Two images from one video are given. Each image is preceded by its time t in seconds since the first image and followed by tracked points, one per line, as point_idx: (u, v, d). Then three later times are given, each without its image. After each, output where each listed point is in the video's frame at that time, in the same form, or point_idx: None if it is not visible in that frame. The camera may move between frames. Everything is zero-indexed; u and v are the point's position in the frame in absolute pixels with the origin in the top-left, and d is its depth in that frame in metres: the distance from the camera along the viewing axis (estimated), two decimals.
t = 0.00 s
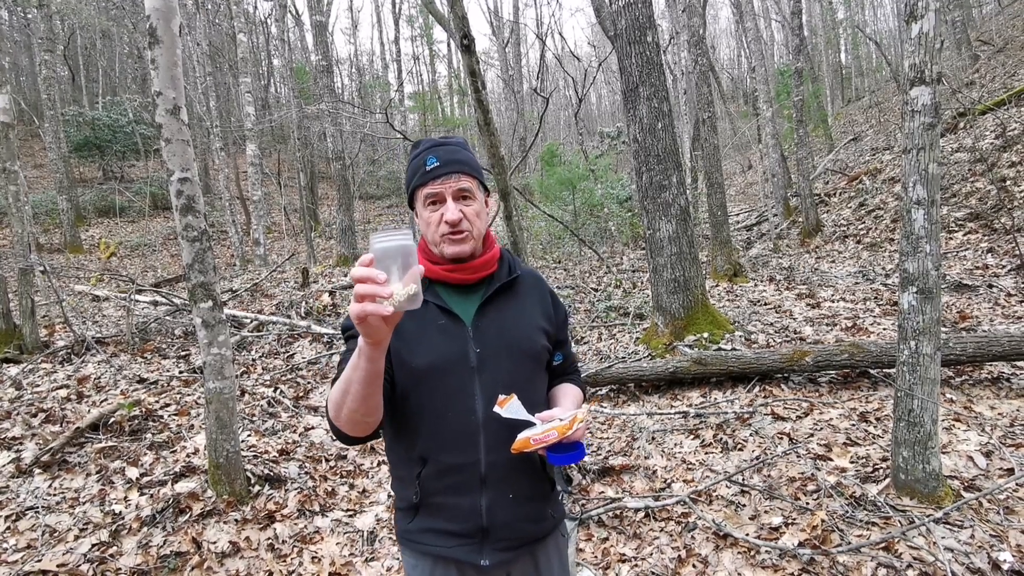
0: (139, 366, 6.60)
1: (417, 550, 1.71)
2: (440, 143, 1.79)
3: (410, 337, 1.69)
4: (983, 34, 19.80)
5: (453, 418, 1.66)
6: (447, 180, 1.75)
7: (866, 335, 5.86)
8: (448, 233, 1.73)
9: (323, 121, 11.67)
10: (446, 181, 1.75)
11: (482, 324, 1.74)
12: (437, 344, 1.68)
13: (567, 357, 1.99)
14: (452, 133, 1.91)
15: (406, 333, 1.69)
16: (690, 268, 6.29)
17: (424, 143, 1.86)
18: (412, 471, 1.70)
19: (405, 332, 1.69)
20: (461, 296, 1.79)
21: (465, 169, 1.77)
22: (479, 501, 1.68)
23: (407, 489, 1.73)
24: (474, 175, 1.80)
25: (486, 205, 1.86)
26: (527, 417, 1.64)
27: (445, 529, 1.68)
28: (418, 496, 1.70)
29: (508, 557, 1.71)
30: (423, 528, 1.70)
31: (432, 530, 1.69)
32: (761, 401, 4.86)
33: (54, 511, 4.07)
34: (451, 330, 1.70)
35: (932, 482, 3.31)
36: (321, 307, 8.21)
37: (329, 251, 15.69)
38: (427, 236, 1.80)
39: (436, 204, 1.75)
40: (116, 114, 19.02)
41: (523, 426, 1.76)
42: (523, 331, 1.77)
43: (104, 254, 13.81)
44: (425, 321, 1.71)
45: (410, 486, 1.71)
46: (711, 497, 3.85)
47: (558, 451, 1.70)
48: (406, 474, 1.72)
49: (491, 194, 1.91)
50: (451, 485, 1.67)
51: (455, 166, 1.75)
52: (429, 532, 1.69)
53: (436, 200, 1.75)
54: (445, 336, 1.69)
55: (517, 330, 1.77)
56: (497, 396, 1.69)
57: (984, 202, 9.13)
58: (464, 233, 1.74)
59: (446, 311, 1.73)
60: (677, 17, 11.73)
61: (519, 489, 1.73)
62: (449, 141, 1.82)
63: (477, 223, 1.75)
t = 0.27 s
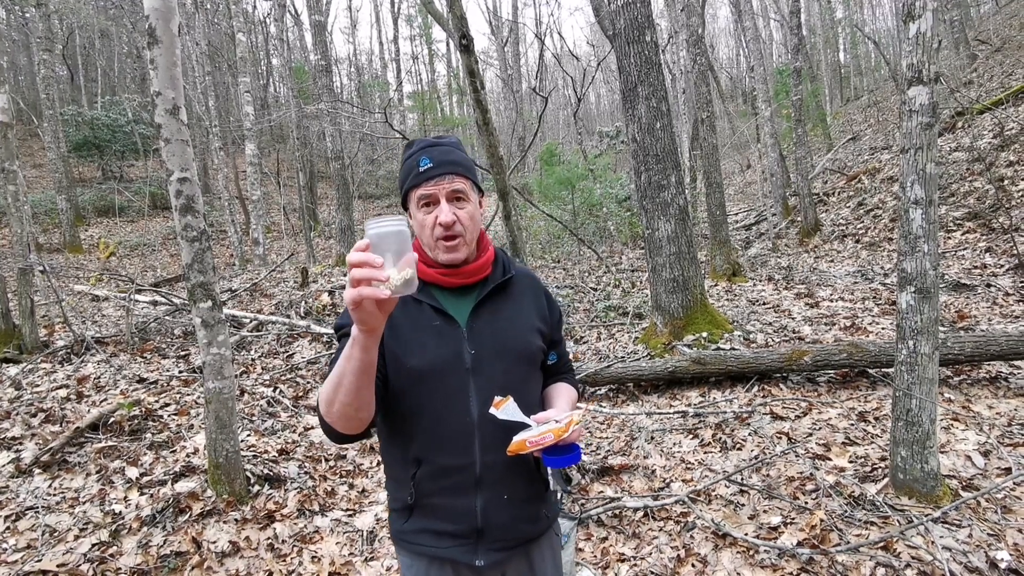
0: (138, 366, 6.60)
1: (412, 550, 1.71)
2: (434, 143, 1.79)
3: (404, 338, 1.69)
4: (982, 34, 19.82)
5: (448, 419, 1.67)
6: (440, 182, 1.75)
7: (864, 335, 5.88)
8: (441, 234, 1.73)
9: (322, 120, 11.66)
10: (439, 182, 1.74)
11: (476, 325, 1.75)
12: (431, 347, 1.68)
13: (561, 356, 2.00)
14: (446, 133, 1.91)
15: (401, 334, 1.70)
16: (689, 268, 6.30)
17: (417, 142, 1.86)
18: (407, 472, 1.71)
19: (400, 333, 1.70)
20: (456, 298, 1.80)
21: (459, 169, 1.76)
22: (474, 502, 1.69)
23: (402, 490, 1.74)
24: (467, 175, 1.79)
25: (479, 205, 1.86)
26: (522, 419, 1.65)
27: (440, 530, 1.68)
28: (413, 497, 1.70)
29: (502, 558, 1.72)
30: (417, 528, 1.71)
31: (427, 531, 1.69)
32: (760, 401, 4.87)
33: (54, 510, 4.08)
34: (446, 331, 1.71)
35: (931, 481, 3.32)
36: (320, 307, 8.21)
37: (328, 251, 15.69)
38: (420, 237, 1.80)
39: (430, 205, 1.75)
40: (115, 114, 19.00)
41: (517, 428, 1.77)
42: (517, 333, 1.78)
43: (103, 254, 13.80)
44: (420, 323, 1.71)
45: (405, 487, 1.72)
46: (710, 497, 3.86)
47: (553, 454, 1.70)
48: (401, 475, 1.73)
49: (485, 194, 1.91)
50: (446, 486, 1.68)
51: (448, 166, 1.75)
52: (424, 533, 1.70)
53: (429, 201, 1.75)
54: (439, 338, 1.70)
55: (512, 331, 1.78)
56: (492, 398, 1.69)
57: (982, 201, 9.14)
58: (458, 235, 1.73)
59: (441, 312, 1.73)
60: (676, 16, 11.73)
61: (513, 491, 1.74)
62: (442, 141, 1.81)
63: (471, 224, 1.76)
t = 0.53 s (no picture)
0: (138, 366, 6.60)
1: (407, 549, 1.71)
2: (428, 145, 1.78)
3: (401, 339, 1.69)
4: (982, 34, 19.81)
5: (444, 420, 1.67)
6: (435, 183, 1.74)
7: (864, 335, 5.87)
8: (436, 236, 1.72)
9: (322, 120, 11.65)
10: (435, 184, 1.74)
11: (473, 326, 1.74)
12: (428, 347, 1.68)
13: (558, 355, 1.99)
14: (442, 135, 1.90)
15: (397, 335, 1.70)
16: (689, 268, 6.30)
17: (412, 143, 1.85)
18: (402, 472, 1.71)
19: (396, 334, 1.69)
20: (452, 298, 1.79)
21: (454, 171, 1.76)
22: (470, 502, 1.69)
23: (397, 489, 1.73)
24: (463, 177, 1.78)
25: (475, 207, 1.86)
26: (517, 421, 1.65)
27: (435, 529, 1.68)
28: (408, 496, 1.70)
29: (497, 557, 1.72)
30: (413, 527, 1.71)
31: (422, 530, 1.69)
32: (759, 401, 4.86)
33: (53, 510, 4.07)
34: (442, 332, 1.71)
35: (930, 481, 3.32)
36: (320, 307, 8.21)
37: (328, 250, 15.68)
38: (416, 239, 1.79)
39: (425, 207, 1.75)
40: (115, 113, 19.00)
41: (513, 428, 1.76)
42: (514, 334, 1.78)
43: (103, 253, 13.80)
44: (417, 323, 1.71)
45: (401, 486, 1.72)
46: (709, 497, 3.86)
47: (548, 457, 1.69)
48: (397, 474, 1.72)
49: (481, 195, 1.90)
50: (441, 486, 1.68)
51: (443, 169, 1.74)
52: (419, 532, 1.70)
53: (424, 203, 1.74)
54: (436, 339, 1.70)
55: (508, 332, 1.77)
56: (488, 399, 1.69)
57: (982, 201, 9.14)
58: (453, 237, 1.73)
59: (437, 313, 1.73)
60: (677, 16, 11.73)
61: (509, 491, 1.74)
62: (437, 142, 1.81)
63: (466, 225, 1.75)
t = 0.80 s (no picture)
0: (138, 365, 6.60)
1: (404, 550, 1.72)
2: (428, 148, 1.79)
3: (399, 343, 1.69)
4: (982, 34, 19.84)
5: (443, 424, 1.67)
6: (435, 187, 1.74)
7: (864, 335, 5.88)
8: (436, 240, 1.73)
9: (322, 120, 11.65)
10: (435, 188, 1.74)
11: (471, 330, 1.75)
12: (427, 351, 1.68)
13: (555, 358, 2.00)
14: (441, 137, 1.91)
15: (396, 338, 1.70)
16: (689, 268, 6.30)
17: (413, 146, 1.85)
18: (400, 474, 1.71)
19: (396, 337, 1.69)
20: (450, 302, 1.80)
21: (454, 176, 1.76)
22: (467, 505, 1.69)
23: (395, 490, 1.73)
24: (463, 181, 1.79)
25: (475, 210, 1.86)
26: (514, 427, 1.65)
27: (432, 531, 1.69)
28: (406, 498, 1.71)
29: (494, 559, 1.72)
30: (410, 528, 1.71)
31: (419, 531, 1.70)
32: (759, 401, 4.87)
33: (53, 510, 4.08)
34: (441, 335, 1.71)
35: (929, 482, 3.32)
36: (320, 306, 8.21)
37: (328, 250, 15.68)
38: (415, 242, 1.80)
39: (424, 211, 1.75)
40: (115, 113, 18.99)
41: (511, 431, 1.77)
42: (511, 338, 1.78)
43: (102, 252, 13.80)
44: (416, 327, 1.71)
45: (399, 488, 1.72)
46: (708, 497, 3.86)
47: (545, 462, 1.69)
48: (395, 476, 1.73)
49: (480, 199, 1.91)
50: (439, 489, 1.69)
51: (443, 173, 1.75)
52: (417, 533, 1.70)
53: (424, 207, 1.75)
54: (434, 342, 1.70)
55: (506, 336, 1.78)
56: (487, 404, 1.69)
57: (982, 202, 9.14)
58: (453, 239, 1.74)
59: (436, 317, 1.73)
60: (677, 17, 11.73)
61: (506, 495, 1.74)
62: (437, 145, 1.81)
63: (466, 229, 1.76)
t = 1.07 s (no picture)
0: (138, 366, 6.60)
1: (404, 550, 1.71)
2: (429, 147, 1.79)
3: (400, 342, 1.69)
4: (982, 35, 19.84)
5: (443, 423, 1.67)
6: (437, 187, 1.75)
7: (863, 336, 5.88)
8: (437, 238, 1.73)
9: (322, 120, 11.65)
10: (436, 188, 1.75)
11: (471, 330, 1.75)
12: (427, 351, 1.68)
13: (555, 358, 2.00)
14: (442, 137, 1.91)
15: (396, 338, 1.70)
16: (689, 268, 6.30)
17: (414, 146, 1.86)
18: (400, 474, 1.71)
19: (395, 338, 1.70)
20: (450, 301, 1.80)
21: (455, 176, 1.77)
22: (467, 505, 1.69)
23: (395, 491, 1.73)
24: (464, 181, 1.79)
25: (476, 210, 1.86)
26: (515, 426, 1.65)
27: (432, 531, 1.69)
28: (406, 498, 1.70)
29: (494, 559, 1.72)
30: (410, 529, 1.71)
31: (419, 531, 1.70)
32: (759, 401, 4.87)
33: (53, 510, 4.08)
34: (441, 335, 1.71)
35: (929, 482, 3.33)
36: (320, 307, 8.21)
37: (328, 251, 15.69)
38: (416, 242, 1.80)
39: (425, 210, 1.76)
40: (115, 113, 19.00)
41: (511, 431, 1.77)
42: (511, 338, 1.78)
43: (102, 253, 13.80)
44: (416, 327, 1.71)
45: (398, 488, 1.72)
46: (708, 497, 3.86)
47: (545, 461, 1.69)
48: (395, 476, 1.73)
49: (481, 199, 1.91)
50: (439, 489, 1.68)
51: (445, 173, 1.75)
52: (416, 533, 1.70)
53: (425, 207, 1.75)
54: (435, 341, 1.70)
55: (506, 336, 1.78)
56: (486, 404, 1.69)
57: (982, 202, 9.15)
58: (454, 239, 1.74)
59: (436, 316, 1.73)
60: (677, 17, 11.73)
61: (506, 494, 1.74)
62: (438, 144, 1.82)
63: (467, 228, 1.76)
